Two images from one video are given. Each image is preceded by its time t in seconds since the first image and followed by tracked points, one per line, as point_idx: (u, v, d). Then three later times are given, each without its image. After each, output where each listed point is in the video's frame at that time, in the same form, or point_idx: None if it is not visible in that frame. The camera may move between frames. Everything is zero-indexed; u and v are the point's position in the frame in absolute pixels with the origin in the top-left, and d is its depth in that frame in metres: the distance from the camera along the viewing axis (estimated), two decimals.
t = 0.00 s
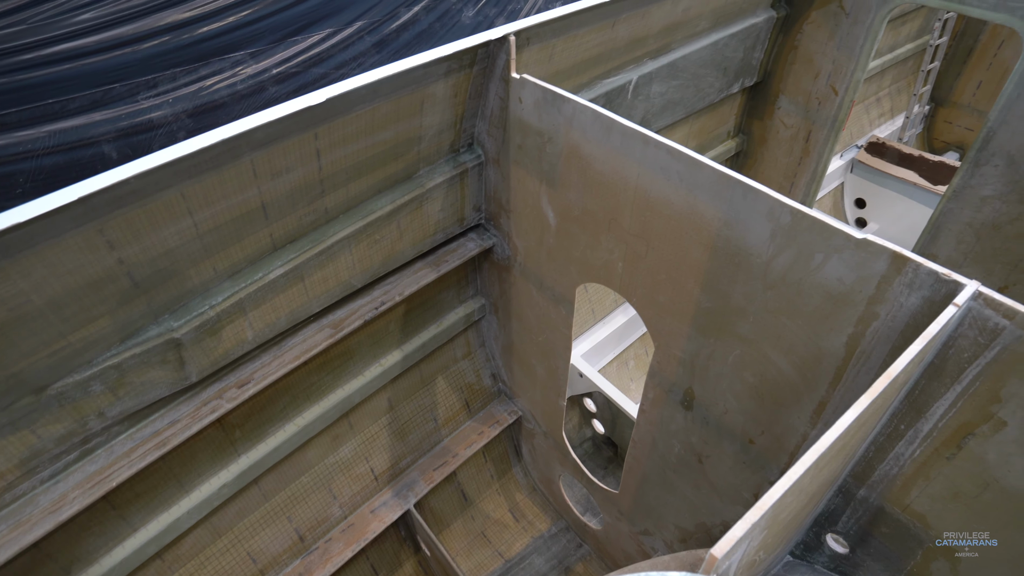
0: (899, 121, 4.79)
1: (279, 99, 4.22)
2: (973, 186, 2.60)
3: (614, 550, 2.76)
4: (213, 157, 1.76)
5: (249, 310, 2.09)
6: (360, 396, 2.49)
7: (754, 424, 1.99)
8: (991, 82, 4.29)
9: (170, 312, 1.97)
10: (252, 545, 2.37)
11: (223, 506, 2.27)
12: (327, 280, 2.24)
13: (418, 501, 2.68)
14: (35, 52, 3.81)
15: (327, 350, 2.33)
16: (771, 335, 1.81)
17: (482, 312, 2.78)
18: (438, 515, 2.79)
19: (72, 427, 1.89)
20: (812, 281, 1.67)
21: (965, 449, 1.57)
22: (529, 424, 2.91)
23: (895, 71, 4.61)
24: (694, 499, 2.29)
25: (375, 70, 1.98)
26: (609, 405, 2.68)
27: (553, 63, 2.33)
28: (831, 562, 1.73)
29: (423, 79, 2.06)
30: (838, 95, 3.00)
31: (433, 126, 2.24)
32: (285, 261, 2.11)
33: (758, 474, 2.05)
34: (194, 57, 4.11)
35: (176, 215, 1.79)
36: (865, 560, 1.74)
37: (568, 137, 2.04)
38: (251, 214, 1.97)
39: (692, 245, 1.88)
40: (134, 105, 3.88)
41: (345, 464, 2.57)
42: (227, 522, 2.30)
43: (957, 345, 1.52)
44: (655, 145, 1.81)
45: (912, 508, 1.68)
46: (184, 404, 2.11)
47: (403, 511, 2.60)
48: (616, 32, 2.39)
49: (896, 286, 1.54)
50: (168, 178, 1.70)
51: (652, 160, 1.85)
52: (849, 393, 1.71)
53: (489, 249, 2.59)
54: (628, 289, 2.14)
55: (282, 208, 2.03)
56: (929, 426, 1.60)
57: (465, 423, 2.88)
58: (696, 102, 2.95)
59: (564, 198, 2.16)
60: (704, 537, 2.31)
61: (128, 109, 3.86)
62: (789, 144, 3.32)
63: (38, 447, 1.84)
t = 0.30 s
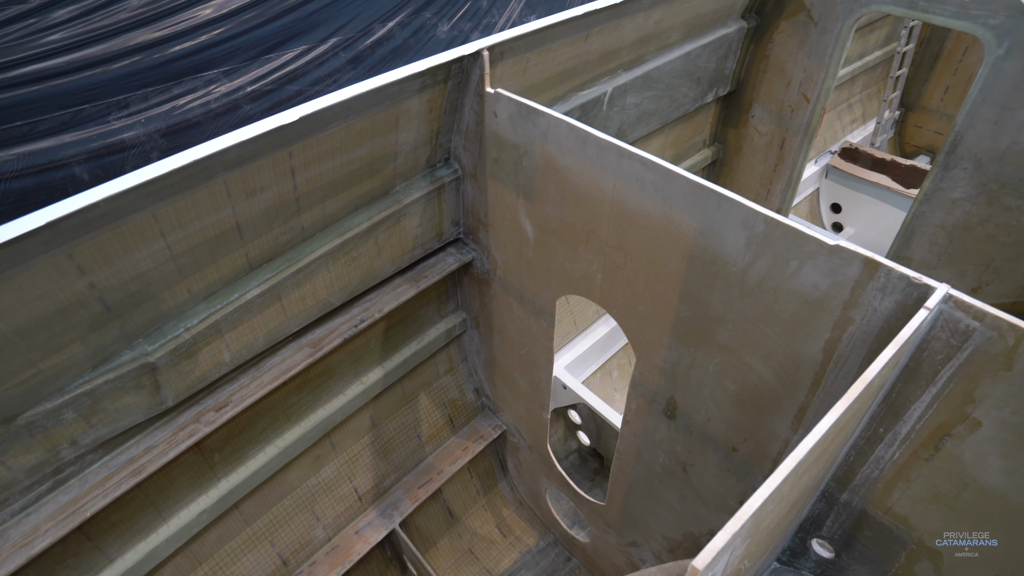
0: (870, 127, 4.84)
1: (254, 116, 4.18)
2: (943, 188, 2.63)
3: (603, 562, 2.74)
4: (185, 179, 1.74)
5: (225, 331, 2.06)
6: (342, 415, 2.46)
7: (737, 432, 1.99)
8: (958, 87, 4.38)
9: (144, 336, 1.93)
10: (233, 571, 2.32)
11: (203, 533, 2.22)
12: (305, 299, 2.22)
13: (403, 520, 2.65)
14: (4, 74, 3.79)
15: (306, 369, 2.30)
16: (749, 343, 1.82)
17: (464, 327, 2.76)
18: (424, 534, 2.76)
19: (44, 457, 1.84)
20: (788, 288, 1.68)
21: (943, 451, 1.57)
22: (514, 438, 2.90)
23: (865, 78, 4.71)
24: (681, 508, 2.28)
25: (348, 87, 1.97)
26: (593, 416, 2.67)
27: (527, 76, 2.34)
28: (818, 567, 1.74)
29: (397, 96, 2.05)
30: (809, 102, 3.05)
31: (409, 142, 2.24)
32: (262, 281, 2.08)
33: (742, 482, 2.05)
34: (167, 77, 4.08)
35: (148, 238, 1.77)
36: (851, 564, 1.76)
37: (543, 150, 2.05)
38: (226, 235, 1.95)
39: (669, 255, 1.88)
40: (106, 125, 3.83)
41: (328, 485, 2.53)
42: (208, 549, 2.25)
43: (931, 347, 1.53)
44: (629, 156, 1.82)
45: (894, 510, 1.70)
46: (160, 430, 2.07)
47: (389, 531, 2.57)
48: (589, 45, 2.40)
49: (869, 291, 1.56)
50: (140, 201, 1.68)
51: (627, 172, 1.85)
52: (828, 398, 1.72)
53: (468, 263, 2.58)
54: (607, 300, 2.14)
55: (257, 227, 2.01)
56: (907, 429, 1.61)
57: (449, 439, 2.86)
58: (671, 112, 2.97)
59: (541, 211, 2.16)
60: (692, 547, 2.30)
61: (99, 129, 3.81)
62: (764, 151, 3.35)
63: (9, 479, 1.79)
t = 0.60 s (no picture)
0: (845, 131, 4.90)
1: (228, 132, 4.19)
2: (916, 192, 2.69)
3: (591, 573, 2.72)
4: (157, 198, 1.71)
5: (201, 351, 2.03)
6: (323, 433, 2.42)
7: (719, 439, 1.99)
8: (927, 91, 4.46)
9: (117, 359, 1.89)
10: None
11: (182, 558, 2.17)
12: (283, 316, 2.19)
13: (388, 538, 2.61)
14: None
15: (285, 388, 2.27)
16: (729, 350, 1.82)
17: (445, 340, 2.75)
18: (410, 551, 2.72)
19: (14, 486, 1.79)
20: (765, 294, 1.69)
21: (921, 451, 1.58)
22: (499, 451, 2.88)
23: (837, 84, 4.79)
24: (667, 517, 2.27)
25: (322, 103, 1.96)
26: (578, 426, 2.66)
27: (502, 88, 2.34)
28: (804, 571, 1.78)
29: (371, 110, 2.04)
30: (783, 109, 3.08)
31: (385, 156, 2.22)
32: (238, 299, 2.05)
33: (727, 488, 2.04)
34: (138, 94, 4.04)
35: (119, 259, 1.73)
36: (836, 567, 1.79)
37: (519, 162, 2.04)
38: (200, 253, 1.92)
39: (647, 263, 1.89)
40: (76, 144, 3.80)
41: (310, 504, 2.49)
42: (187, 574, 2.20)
43: (906, 349, 1.54)
44: (605, 166, 1.82)
45: (877, 512, 1.71)
46: (136, 454, 2.02)
47: (374, 549, 2.53)
48: (564, 56, 2.41)
49: (844, 294, 1.57)
50: (110, 221, 1.65)
51: (603, 182, 1.85)
52: (808, 403, 1.73)
53: (448, 276, 2.57)
54: (587, 309, 2.14)
55: (232, 245, 1.99)
56: (885, 431, 1.62)
57: (433, 454, 2.83)
58: (648, 120, 2.98)
59: (519, 222, 2.16)
60: (679, 555, 2.29)
61: (70, 148, 3.78)
62: (740, 158, 3.38)
63: None
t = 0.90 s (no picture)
0: (813, 137, 5.05)
1: (197, 151, 3.98)
2: (882, 195, 2.73)
3: None
4: (121, 221, 1.67)
5: (171, 376, 1.98)
6: (299, 455, 2.38)
7: (698, 445, 1.99)
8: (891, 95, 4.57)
9: (83, 386, 1.85)
10: None
11: None
12: (255, 337, 2.16)
13: (370, 559, 2.57)
14: None
15: (259, 410, 2.23)
16: (703, 357, 1.83)
17: (422, 356, 2.72)
18: (393, 571, 2.67)
19: None
20: (736, 301, 1.70)
21: (894, 452, 1.59)
22: (480, 465, 2.86)
23: (804, 91, 4.87)
24: (650, 526, 2.27)
25: (289, 120, 1.94)
26: (559, 438, 2.64)
27: (472, 102, 2.34)
28: None
29: (340, 126, 2.03)
30: (751, 116, 3.12)
31: (355, 172, 2.21)
32: (208, 321, 2.02)
33: (708, 495, 2.04)
34: (101, 114, 3.95)
35: (83, 284, 1.69)
36: (817, 569, 1.83)
37: (490, 175, 2.04)
38: (167, 276, 1.88)
39: (620, 273, 1.89)
40: (37, 167, 3.60)
41: (288, 528, 2.44)
42: None
43: (875, 351, 1.56)
44: (575, 177, 1.82)
45: (854, 513, 1.72)
46: (105, 484, 1.97)
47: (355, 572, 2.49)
48: (533, 69, 2.42)
49: (813, 298, 1.58)
50: (72, 246, 1.61)
51: (573, 194, 1.85)
52: (782, 407, 1.74)
53: (423, 291, 2.55)
54: (563, 321, 2.13)
55: (201, 267, 1.95)
56: (859, 432, 1.63)
57: (413, 471, 2.80)
58: (619, 130, 3.00)
59: (492, 235, 2.15)
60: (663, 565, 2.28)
61: (31, 171, 3.57)
62: (711, 165, 3.42)
63: None
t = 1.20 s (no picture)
0: (781, 143, 5.10)
1: (163, 170, 3.97)
2: (849, 198, 2.80)
3: None
4: (82, 244, 1.64)
5: (139, 401, 1.94)
6: (274, 477, 2.34)
7: (676, 453, 1.99)
8: (855, 100, 4.67)
9: (47, 415, 1.79)
10: None
11: None
12: (225, 358, 2.11)
13: None
14: None
15: (232, 433, 2.19)
16: (677, 364, 1.83)
17: (398, 372, 2.70)
18: None
19: None
20: (707, 307, 1.71)
21: (866, 452, 1.61)
22: (460, 481, 2.84)
23: (770, 97, 4.95)
24: (632, 536, 2.26)
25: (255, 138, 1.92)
26: (539, 450, 2.63)
27: (441, 116, 2.33)
28: None
29: (307, 143, 2.01)
30: (719, 124, 3.16)
31: (324, 189, 2.19)
32: (176, 344, 1.97)
33: (687, 502, 2.04)
34: (62, 136, 3.89)
35: (43, 310, 1.65)
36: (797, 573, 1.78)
37: (460, 189, 2.03)
38: (132, 299, 1.84)
39: (593, 283, 1.89)
40: None
41: (265, 553, 2.38)
42: None
43: (844, 353, 1.58)
44: (544, 189, 1.82)
45: (831, 514, 1.74)
46: (72, 515, 1.91)
47: None
48: (500, 82, 2.42)
49: (782, 303, 1.59)
50: (31, 271, 1.56)
51: (543, 206, 1.85)
52: (756, 412, 1.74)
53: (397, 307, 2.53)
54: (537, 332, 2.13)
55: (167, 288, 1.91)
56: (832, 433, 1.65)
57: (392, 489, 2.76)
58: (589, 140, 3.02)
59: (463, 248, 2.14)
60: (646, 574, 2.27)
61: None
62: (682, 173, 3.45)
63: None
